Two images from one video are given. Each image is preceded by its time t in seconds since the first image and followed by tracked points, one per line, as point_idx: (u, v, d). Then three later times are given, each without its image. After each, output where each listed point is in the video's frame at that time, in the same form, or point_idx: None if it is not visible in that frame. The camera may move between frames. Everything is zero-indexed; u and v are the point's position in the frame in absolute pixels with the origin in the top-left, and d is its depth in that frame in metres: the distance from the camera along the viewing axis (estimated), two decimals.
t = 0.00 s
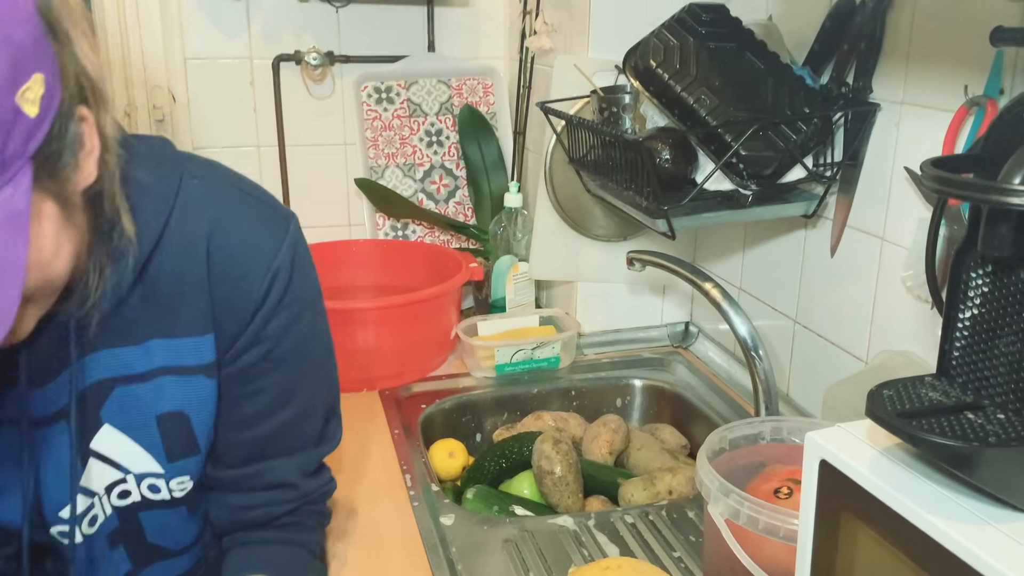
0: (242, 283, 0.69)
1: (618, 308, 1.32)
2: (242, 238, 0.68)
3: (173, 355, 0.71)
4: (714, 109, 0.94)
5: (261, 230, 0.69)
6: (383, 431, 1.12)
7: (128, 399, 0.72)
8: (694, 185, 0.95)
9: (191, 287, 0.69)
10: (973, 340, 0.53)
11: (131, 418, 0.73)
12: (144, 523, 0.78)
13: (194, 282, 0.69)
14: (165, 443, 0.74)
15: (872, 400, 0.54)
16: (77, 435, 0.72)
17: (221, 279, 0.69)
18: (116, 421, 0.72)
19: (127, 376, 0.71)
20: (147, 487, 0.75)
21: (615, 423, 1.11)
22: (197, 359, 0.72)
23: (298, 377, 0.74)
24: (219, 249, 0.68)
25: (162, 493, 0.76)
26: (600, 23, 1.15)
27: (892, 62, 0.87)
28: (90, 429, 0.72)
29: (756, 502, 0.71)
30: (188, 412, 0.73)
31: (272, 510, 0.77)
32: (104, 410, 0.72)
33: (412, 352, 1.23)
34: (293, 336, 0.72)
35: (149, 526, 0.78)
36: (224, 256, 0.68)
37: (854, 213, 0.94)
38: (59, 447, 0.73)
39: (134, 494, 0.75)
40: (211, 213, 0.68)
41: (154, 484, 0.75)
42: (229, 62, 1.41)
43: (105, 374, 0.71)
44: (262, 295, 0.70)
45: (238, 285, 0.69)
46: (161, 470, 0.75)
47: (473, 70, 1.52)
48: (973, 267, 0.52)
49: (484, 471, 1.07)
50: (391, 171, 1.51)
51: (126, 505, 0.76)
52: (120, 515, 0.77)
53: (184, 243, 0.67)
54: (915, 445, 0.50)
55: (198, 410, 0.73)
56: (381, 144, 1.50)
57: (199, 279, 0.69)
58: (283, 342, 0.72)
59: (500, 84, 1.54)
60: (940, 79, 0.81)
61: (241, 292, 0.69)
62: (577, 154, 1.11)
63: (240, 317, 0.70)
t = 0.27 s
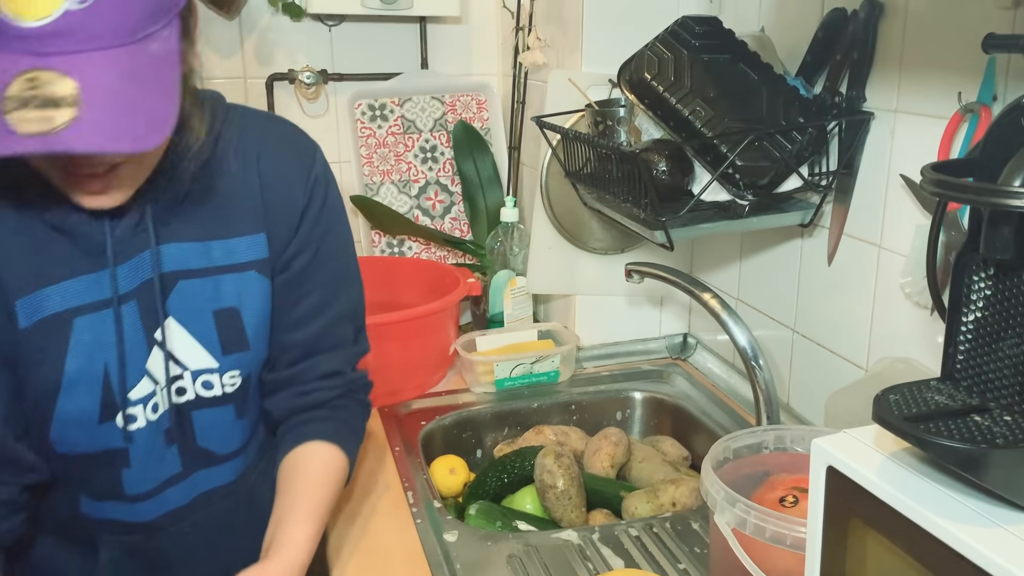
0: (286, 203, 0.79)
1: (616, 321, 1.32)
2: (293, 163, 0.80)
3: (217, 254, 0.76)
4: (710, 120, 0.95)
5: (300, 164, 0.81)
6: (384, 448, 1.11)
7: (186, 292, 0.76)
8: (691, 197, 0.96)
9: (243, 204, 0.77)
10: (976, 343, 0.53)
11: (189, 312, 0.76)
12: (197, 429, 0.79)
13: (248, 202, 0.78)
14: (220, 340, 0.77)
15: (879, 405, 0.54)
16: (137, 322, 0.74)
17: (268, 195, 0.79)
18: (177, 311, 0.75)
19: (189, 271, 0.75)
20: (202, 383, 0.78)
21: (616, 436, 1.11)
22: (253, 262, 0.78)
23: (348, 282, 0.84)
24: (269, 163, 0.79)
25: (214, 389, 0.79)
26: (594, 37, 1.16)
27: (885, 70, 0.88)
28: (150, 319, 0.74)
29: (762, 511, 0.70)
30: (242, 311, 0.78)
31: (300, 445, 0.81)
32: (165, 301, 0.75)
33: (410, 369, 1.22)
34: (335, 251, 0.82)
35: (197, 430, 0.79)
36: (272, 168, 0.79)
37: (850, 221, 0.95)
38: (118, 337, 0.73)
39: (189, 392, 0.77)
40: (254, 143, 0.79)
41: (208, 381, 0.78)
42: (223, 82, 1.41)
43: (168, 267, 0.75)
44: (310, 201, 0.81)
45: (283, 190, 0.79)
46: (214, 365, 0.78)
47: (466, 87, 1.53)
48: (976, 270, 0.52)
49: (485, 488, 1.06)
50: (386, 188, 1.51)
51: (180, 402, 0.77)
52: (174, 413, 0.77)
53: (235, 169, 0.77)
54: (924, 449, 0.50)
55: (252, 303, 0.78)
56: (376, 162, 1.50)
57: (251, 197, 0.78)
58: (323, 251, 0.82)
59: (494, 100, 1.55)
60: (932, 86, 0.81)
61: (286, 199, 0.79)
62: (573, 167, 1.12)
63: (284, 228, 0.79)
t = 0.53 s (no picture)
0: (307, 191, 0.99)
1: (604, 338, 1.33)
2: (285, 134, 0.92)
3: (235, 208, 0.84)
4: (694, 140, 0.95)
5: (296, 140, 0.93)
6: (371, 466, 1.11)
7: (224, 242, 0.83)
8: (676, 216, 0.96)
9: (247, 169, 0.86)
10: (954, 362, 0.54)
11: (228, 262, 0.83)
12: (242, 370, 0.85)
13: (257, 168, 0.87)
14: (254, 285, 0.85)
15: (859, 423, 0.54)
16: (186, 267, 0.79)
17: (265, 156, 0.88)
18: (219, 260, 0.82)
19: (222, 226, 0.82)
20: (243, 326, 0.84)
21: (604, 453, 1.11)
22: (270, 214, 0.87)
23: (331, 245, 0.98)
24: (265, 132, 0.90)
25: (254, 330, 0.85)
26: (579, 57, 1.18)
27: (866, 91, 0.89)
28: (196, 263, 0.80)
29: (747, 529, 0.71)
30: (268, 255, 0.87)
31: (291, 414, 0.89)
32: (206, 248, 0.81)
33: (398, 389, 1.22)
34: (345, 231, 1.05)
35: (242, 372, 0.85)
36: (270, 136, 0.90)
37: (833, 239, 0.96)
38: (177, 283, 0.77)
39: (233, 334, 0.84)
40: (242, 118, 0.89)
41: (249, 322, 0.85)
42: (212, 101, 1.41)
43: (207, 217, 0.81)
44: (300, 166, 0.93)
45: (282, 155, 0.90)
46: (253, 307, 0.85)
47: (454, 105, 1.54)
48: (953, 290, 0.53)
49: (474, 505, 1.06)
50: (375, 206, 1.51)
51: (225, 344, 0.83)
52: (223, 354, 0.83)
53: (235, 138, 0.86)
54: (902, 466, 0.50)
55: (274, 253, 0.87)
56: (365, 179, 1.51)
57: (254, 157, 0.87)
58: (312, 230, 0.95)
59: (482, 118, 1.56)
60: (912, 106, 0.83)
61: (283, 161, 0.90)
62: (560, 185, 1.13)
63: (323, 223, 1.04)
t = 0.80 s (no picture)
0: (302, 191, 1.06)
1: (599, 345, 1.32)
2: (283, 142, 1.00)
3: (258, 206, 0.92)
4: (690, 147, 0.94)
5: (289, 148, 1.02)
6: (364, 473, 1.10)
7: (252, 236, 0.90)
8: (671, 223, 0.96)
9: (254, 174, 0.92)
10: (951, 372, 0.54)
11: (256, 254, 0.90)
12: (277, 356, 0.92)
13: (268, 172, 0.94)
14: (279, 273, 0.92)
15: (855, 432, 0.54)
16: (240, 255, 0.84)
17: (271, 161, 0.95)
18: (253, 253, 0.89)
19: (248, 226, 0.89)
20: (273, 314, 0.90)
21: (599, 460, 1.11)
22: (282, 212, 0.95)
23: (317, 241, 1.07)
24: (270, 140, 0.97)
25: (282, 318, 0.92)
26: (576, 63, 1.18)
27: (862, 99, 0.89)
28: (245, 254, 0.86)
29: (742, 537, 0.70)
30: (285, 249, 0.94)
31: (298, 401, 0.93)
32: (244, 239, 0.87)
33: (391, 395, 1.22)
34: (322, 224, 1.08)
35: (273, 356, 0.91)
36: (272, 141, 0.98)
37: (829, 247, 0.96)
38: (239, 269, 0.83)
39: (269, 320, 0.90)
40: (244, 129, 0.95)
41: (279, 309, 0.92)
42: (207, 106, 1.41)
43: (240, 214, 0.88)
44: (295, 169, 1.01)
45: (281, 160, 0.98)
46: (280, 294, 0.91)
47: (450, 112, 1.54)
48: (950, 299, 0.52)
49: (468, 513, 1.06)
50: (370, 211, 1.51)
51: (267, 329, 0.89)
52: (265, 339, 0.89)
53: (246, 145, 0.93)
54: (898, 476, 0.50)
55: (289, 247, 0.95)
56: (360, 185, 1.50)
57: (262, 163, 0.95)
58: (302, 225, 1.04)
59: (478, 124, 1.56)
60: (908, 115, 0.83)
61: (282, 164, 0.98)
62: (555, 192, 1.12)
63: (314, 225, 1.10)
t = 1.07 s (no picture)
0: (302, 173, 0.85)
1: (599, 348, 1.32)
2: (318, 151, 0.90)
3: (265, 225, 0.79)
4: (692, 151, 0.94)
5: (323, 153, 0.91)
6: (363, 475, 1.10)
7: (254, 259, 0.78)
8: (673, 226, 0.96)
9: (279, 178, 0.82)
10: (953, 379, 0.54)
11: (262, 281, 0.78)
12: (270, 387, 0.80)
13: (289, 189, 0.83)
14: (285, 301, 0.80)
15: (856, 439, 0.54)
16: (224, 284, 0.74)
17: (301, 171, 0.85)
18: (256, 277, 0.78)
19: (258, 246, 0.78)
20: (274, 343, 0.79)
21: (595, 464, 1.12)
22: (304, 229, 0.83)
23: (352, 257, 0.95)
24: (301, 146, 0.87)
25: (285, 347, 0.80)
26: (578, 66, 1.17)
27: (864, 104, 0.89)
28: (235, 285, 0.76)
29: (742, 543, 0.70)
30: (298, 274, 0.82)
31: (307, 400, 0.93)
32: (240, 267, 0.76)
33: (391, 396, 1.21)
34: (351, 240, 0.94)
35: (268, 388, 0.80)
36: (303, 150, 0.87)
37: (830, 252, 0.96)
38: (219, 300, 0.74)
39: (265, 350, 0.79)
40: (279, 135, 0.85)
41: (280, 341, 0.80)
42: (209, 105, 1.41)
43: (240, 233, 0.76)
44: (327, 181, 0.89)
45: (317, 165, 0.88)
46: (282, 323, 0.80)
47: (451, 113, 1.54)
48: (952, 307, 0.52)
49: (467, 515, 1.05)
50: (371, 213, 1.51)
51: (257, 362, 0.78)
52: (253, 373, 0.78)
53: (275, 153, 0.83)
54: (900, 484, 0.50)
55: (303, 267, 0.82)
56: (361, 186, 1.50)
57: (288, 166, 0.84)
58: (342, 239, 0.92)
59: (479, 126, 1.56)
60: (910, 120, 0.83)
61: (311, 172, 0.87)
62: (557, 194, 1.12)
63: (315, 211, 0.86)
